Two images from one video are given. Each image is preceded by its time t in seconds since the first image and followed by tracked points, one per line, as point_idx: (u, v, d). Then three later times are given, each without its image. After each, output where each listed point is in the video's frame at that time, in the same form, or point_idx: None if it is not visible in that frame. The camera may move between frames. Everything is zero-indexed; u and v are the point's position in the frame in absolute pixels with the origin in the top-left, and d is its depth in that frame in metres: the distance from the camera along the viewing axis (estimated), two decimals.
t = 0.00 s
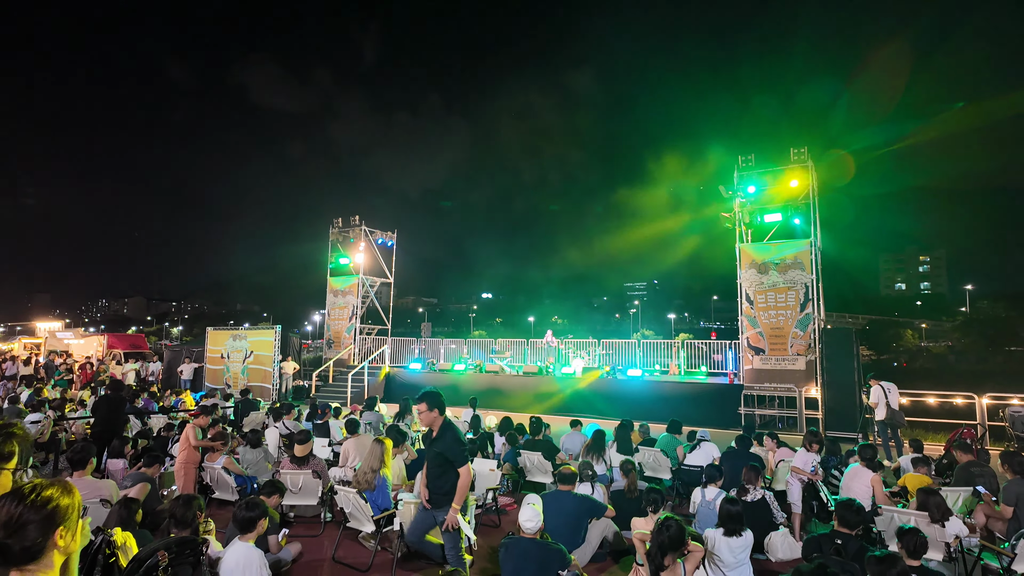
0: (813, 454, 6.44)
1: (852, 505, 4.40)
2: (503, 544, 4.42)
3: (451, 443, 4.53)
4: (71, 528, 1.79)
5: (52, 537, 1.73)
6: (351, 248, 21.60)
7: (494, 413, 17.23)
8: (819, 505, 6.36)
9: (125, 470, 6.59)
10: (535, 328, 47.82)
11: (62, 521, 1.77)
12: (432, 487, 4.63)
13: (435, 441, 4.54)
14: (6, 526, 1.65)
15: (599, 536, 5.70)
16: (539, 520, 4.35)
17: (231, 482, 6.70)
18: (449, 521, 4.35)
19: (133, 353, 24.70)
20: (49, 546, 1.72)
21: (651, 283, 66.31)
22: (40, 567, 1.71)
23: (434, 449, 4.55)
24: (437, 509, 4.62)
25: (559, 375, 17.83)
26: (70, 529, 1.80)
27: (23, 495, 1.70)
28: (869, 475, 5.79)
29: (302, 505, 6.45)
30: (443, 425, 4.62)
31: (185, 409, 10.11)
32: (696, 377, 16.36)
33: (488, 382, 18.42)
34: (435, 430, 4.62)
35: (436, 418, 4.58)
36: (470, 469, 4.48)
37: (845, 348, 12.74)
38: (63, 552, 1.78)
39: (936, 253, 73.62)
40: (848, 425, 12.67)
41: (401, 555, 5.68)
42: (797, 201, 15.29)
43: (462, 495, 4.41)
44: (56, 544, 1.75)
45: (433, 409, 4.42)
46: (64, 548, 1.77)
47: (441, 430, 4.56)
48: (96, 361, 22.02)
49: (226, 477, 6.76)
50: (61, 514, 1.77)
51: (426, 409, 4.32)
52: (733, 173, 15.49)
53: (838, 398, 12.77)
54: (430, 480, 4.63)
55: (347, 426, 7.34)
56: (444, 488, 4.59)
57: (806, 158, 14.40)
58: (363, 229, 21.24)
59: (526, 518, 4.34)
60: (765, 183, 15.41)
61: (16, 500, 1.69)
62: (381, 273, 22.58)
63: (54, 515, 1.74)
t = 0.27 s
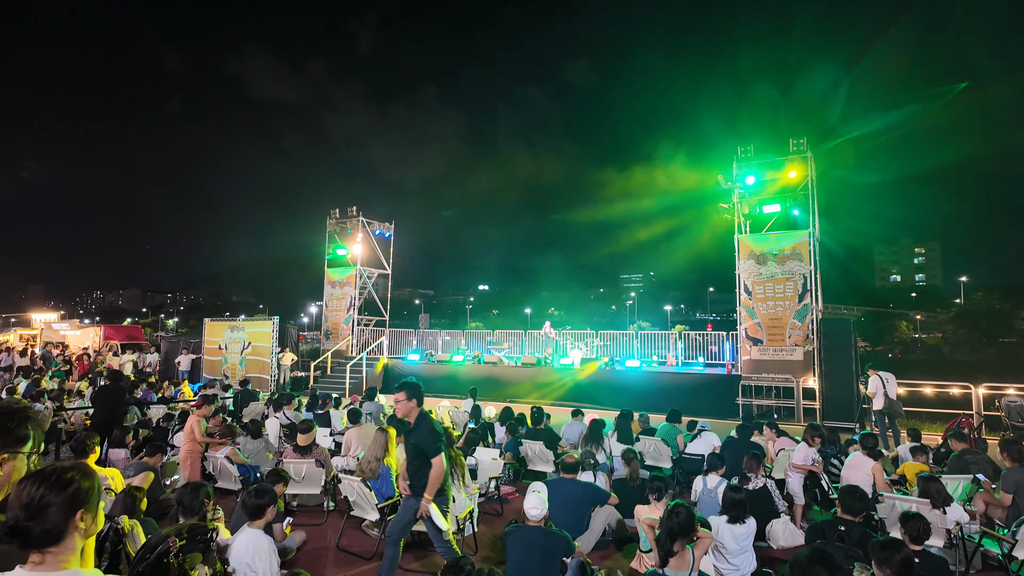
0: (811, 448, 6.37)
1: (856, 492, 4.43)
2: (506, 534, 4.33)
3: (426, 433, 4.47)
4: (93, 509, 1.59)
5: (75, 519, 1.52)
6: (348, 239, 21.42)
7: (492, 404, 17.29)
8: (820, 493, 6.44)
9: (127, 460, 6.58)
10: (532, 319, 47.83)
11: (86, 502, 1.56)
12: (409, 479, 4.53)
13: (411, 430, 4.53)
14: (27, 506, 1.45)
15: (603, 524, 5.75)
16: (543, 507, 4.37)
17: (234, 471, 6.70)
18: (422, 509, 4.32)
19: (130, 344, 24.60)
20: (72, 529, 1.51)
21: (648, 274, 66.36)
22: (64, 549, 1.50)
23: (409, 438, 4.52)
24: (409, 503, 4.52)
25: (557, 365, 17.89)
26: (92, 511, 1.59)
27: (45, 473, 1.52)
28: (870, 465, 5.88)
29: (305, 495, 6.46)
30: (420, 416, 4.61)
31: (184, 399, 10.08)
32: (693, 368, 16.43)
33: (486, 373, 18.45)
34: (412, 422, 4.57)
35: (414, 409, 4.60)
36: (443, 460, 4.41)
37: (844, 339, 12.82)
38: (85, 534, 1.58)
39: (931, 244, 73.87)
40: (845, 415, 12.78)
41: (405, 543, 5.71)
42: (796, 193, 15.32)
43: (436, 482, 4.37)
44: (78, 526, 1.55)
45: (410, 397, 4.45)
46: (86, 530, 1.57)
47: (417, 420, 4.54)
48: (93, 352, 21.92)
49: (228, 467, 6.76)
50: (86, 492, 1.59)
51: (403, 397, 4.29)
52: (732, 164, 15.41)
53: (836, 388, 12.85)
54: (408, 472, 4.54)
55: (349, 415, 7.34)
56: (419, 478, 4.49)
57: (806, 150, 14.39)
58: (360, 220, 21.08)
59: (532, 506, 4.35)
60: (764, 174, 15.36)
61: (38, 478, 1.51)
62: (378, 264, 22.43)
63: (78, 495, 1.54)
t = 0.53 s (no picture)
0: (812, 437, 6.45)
1: (861, 478, 4.45)
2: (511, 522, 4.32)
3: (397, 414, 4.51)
4: (110, 489, 1.66)
5: (91, 498, 1.59)
6: (347, 230, 21.30)
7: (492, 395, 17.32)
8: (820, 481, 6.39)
9: (130, 450, 6.57)
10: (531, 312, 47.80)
11: (103, 481, 1.64)
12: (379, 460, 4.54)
13: (384, 412, 4.57)
14: (44, 485, 1.53)
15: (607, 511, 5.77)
16: (549, 495, 4.35)
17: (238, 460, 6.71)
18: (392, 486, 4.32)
19: (129, 336, 24.54)
20: (89, 507, 1.58)
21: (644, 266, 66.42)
22: (81, 527, 1.57)
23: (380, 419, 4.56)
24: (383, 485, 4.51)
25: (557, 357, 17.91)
26: (108, 491, 1.66)
27: (65, 452, 1.59)
28: (873, 454, 5.90)
29: (308, 483, 6.46)
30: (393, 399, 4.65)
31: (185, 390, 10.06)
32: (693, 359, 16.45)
33: (486, 364, 18.47)
34: (384, 404, 4.61)
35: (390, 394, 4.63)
36: (417, 436, 4.44)
37: (844, 329, 12.86)
38: (102, 512, 1.65)
39: (928, 237, 73.97)
40: (845, 405, 12.82)
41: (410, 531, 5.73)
42: (797, 184, 15.26)
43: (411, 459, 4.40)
44: (95, 505, 1.61)
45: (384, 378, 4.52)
46: (103, 509, 1.64)
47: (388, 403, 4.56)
48: (92, 344, 21.86)
49: (232, 456, 6.76)
50: (104, 466, 1.66)
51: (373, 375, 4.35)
52: (733, 155, 15.38)
53: (836, 378, 12.91)
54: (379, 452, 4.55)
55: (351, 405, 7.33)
56: (389, 458, 4.47)
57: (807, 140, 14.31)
58: (359, 211, 20.95)
59: (537, 494, 4.34)
60: (765, 164, 15.30)
61: (57, 457, 1.57)
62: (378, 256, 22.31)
63: (95, 474, 1.61)
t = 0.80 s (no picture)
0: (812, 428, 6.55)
1: (864, 470, 4.46)
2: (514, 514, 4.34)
3: (392, 402, 4.51)
4: (125, 475, 1.68)
5: (106, 482, 1.61)
6: (346, 225, 21.24)
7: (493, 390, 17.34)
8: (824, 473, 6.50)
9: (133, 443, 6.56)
10: (530, 307, 47.83)
11: (118, 466, 1.65)
12: (371, 446, 4.51)
13: (379, 399, 4.57)
14: (61, 469, 1.55)
15: (610, 502, 5.80)
16: (554, 488, 4.34)
17: (241, 454, 6.71)
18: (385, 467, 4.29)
19: (128, 330, 24.51)
20: (104, 492, 1.60)
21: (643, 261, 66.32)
22: (96, 512, 1.58)
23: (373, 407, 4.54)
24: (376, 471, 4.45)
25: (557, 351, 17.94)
26: (123, 477, 1.67)
27: (83, 436, 1.61)
28: (875, 446, 5.92)
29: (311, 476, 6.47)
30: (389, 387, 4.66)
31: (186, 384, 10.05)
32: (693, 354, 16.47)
33: (486, 359, 18.48)
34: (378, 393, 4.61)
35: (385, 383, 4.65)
36: (415, 420, 4.48)
37: (845, 324, 12.89)
38: (117, 498, 1.66)
39: (928, 232, 73.77)
40: (845, 399, 12.85)
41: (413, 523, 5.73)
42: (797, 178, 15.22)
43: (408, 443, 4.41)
44: (109, 491, 1.62)
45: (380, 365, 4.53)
46: (117, 495, 1.65)
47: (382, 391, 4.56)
48: (91, 339, 21.83)
49: (234, 449, 6.76)
50: (119, 452, 1.67)
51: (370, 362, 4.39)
52: (734, 149, 15.36)
53: (835, 372, 12.95)
54: (371, 439, 4.52)
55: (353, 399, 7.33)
56: (384, 443, 4.46)
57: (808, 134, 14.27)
58: (359, 206, 20.88)
59: (541, 486, 4.34)
60: (766, 158, 15.27)
61: (74, 441, 1.59)
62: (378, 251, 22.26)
63: (111, 458, 1.63)
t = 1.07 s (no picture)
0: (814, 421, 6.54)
1: (869, 465, 4.47)
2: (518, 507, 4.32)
3: (403, 401, 4.46)
4: (135, 462, 1.66)
5: (117, 469, 1.59)
6: (346, 223, 21.19)
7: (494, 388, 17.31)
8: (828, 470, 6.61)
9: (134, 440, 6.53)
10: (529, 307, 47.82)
11: (128, 453, 1.64)
12: (376, 442, 4.46)
13: (389, 396, 4.50)
14: (73, 455, 1.53)
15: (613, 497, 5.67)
16: (559, 482, 4.34)
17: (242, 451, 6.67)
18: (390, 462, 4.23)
19: (128, 329, 24.52)
20: (115, 479, 1.58)
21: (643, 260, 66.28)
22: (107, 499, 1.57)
23: (382, 404, 4.47)
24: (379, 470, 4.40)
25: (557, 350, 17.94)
26: (134, 464, 1.66)
27: (95, 423, 1.60)
28: (878, 441, 5.94)
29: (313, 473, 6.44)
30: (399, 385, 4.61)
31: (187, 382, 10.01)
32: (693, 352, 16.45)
33: (487, 357, 18.47)
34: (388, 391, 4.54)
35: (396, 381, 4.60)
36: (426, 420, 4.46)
37: (846, 322, 12.92)
38: (127, 486, 1.65)
39: (927, 231, 73.76)
40: (846, 397, 12.86)
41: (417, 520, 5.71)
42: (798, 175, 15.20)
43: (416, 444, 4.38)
44: (120, 477, 1.61)
45: (395, 362, 4.49)
46: (128, 483, 1.64)
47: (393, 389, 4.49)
48: (91, 338, 21.77)
49: (236, 446, 6.72)
50: (129, 440, 1.66)
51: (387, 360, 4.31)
52: (734, 148, 15.38)
53: (836, 370, 12.96)
54: (377, 435, 4.46)
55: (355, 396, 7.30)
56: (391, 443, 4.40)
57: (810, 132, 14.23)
58: (359, 204, 20.81)
59: (547, 480, 4.34)
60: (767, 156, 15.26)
61: (86, 427, 1.58)
62: (378, 249, 22.21)
63: (121, 445, 1.62)
